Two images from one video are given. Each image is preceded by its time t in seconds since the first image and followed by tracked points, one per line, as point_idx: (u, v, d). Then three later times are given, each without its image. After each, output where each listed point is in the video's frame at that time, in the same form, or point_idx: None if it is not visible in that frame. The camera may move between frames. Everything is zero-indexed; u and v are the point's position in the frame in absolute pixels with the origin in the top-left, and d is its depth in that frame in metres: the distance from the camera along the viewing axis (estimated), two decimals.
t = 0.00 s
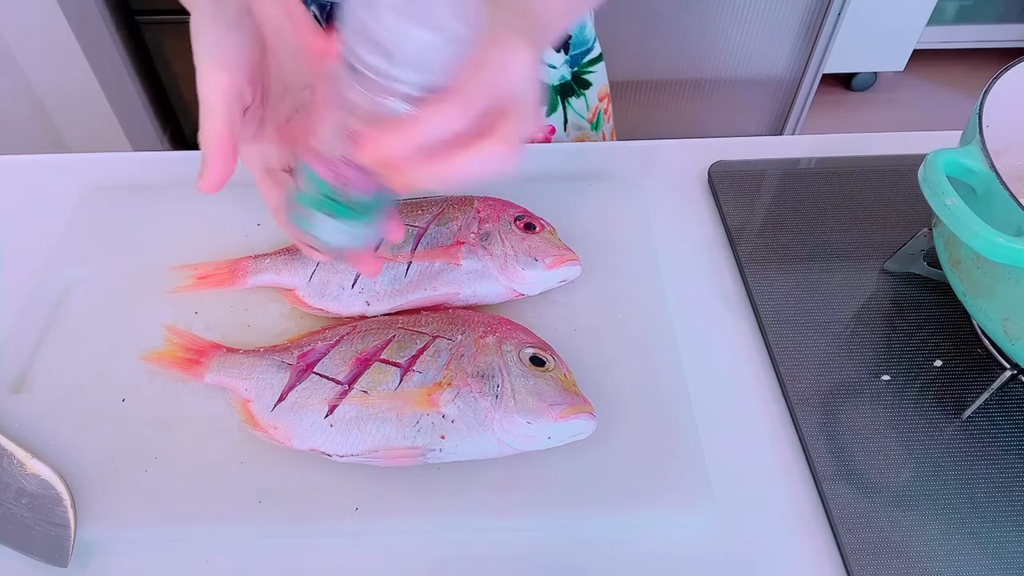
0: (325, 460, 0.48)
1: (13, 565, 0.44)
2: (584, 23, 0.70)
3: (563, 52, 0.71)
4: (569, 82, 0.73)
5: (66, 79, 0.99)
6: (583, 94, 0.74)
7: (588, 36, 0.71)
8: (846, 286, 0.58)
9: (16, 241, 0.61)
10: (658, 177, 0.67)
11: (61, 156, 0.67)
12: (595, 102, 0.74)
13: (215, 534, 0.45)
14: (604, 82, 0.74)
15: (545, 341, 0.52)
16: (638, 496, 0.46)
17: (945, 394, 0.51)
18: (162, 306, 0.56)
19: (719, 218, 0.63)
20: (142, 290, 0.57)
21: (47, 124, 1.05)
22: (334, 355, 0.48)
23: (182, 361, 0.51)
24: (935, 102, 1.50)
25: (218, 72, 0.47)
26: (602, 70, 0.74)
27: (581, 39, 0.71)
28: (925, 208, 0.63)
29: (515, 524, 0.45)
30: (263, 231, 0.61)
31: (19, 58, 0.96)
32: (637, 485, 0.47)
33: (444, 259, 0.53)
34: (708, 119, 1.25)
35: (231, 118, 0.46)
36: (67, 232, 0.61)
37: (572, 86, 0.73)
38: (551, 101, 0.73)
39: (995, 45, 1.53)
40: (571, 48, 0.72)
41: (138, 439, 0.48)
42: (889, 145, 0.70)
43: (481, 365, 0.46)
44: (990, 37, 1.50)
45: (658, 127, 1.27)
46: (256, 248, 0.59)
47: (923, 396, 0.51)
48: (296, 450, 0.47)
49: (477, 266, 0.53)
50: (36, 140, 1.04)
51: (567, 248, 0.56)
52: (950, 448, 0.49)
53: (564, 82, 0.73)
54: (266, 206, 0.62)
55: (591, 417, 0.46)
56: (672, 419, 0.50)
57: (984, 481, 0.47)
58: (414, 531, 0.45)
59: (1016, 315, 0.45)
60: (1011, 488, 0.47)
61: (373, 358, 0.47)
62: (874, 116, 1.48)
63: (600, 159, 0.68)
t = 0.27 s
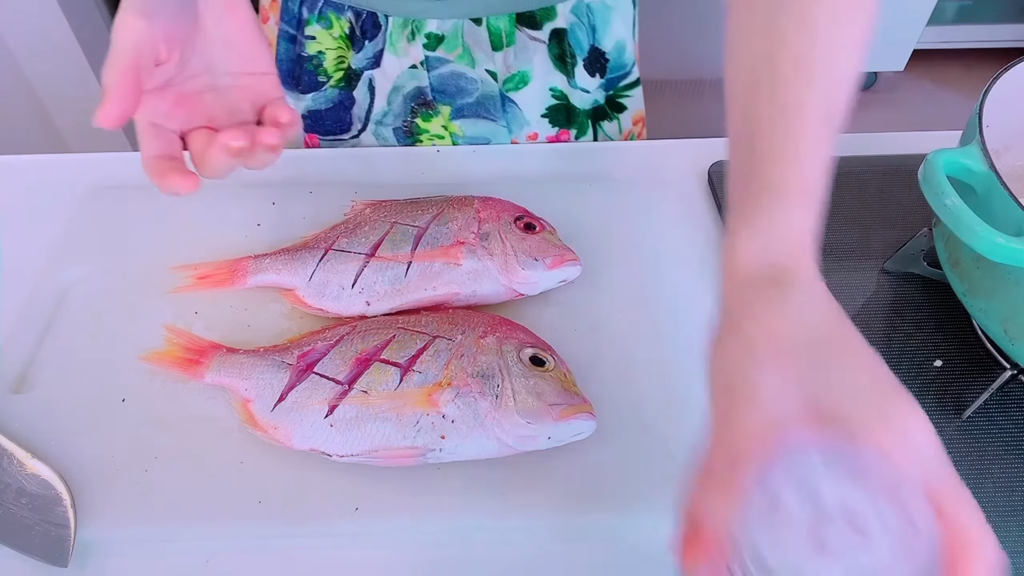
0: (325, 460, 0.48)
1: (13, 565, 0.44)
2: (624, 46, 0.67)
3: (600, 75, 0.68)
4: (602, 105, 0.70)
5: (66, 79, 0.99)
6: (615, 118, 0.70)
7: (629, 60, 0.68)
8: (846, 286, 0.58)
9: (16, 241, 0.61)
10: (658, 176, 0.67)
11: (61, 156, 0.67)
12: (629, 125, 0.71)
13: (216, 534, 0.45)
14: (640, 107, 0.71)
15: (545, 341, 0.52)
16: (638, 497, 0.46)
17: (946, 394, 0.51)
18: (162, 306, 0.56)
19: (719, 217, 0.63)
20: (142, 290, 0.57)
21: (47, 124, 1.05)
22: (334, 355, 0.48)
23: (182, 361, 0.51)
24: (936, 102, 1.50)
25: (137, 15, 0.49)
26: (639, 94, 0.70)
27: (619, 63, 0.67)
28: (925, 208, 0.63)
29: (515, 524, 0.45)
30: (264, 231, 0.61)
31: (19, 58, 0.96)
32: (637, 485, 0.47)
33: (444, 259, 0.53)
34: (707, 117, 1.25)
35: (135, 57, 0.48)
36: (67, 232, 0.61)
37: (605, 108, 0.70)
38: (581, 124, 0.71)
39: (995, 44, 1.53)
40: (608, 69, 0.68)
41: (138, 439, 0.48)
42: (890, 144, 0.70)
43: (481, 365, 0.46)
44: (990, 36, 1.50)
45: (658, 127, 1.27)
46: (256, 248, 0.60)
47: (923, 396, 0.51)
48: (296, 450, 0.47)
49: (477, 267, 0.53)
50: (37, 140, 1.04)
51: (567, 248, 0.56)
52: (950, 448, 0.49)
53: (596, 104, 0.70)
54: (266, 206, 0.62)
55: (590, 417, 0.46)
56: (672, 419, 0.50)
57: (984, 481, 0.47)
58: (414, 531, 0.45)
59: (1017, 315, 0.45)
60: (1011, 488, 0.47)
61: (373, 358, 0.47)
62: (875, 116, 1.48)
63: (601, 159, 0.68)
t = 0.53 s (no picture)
0: (325, 460, 0.48)
1: (13, 564, 0.44)
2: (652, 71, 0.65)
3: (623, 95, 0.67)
4: (622, 123, 0.70)
5: (66, 80, 0.99)
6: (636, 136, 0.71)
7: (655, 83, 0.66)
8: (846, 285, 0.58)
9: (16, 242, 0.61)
10: (658, 176, 0.67)
11: (61, 156, 0.67)
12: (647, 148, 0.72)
13: (216, 533, 0.45)
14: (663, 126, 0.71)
15: (545, 341, 0.52)
16: (638, 497, 0.46)
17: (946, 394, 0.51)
18: (162, 306, 0.56)
19: (719, 217, 0.63)
20: (142, 290, 0.57)
21: (48, 125, 1.05)
22: (334, 355, 0.48)
23: (182, 361, 0.51)
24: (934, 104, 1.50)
25: (134, 23, 0.49)
26: (664, 117, 0.70)
27: (646, 87, 0.66)
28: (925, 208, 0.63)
29: (515, 524, 0.45)
30: (264, 231, 0.61)
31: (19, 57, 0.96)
32: (637, 485, 0.47)
33: (444, 259, 0.53)
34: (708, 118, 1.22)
35: (129, 65, 0.47)
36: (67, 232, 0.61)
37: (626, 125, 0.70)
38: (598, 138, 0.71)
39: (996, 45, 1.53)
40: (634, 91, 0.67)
41: (138, 439, 0.48)
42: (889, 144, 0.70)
43: (481, 365, 0.46)
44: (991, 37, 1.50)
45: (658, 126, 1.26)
46: (255, 248, 0.60)
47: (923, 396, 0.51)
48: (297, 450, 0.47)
49: (477, 267, 0.53)
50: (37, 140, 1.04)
51: (567, 248, 0.56)
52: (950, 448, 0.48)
53: (615, 121, 0.69)
54: (266, 206, 0.62)
55: (590, 417, 0.46)
56: (672, 419, 0.50)
57: (984, 481, 0.47)
58: (414, 531, 0.45)
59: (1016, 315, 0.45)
60: (1011, 488, 0.47)
61: (373, 358, 0.47)
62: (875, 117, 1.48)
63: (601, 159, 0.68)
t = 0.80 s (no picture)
0: (324, 460, 0.48)
1: (13, 564, 0.44)
2: (669, 76, 0.66)
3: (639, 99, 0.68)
4: (635, 126, 0.70)
5: (66, 80, 0.99)
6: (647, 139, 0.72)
7: (671, 89, 0.67)
8: (846, 285, 0.58)
9: (16, 242, 0.61)
10: (658, 176, 0.67)
11: (61, 156, 0.67)
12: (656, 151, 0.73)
13: (215, 533, 0.45)
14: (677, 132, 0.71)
15: (545, 341, 0.52)
16: (638, 497, 0.46)
17: (945, 394, 0.51)
18: (162, 306, 0.56)
19: (719, 217, 0.63)
20: (142, 290, 0.57)
21: (48, 125, 1.05)
22: (334, 355, 0.48)
23: (182, 361, 0.51)
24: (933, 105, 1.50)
25: (166, 27, 0.49)
26: (677, 124, 0.70)
27: (662, 92, 0.67)
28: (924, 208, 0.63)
29: (514, 524, 0.45)
30: (263, 231, 0.61)
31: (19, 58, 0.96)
32: (637, 485, 0.47)
33: (444, 259, 0.53)
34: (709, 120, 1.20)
35: (163, 67, 0.48)
36: (68, 232, 0.61)
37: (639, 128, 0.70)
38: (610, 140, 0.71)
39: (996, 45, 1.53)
40: (649, 96, 0.67)
41: (138, 439, 0.48)
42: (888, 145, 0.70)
43: (481, 365, 0.46)
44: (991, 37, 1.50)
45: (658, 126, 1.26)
46: (255, 248, 0.60)
47: (923, 396, 0.51)
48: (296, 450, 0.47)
49: (477, 267, 0.53)
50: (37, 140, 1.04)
51: (567, 248, 0.56)
52: (950, 448, 0.48)
53: (629, 124, 0.69)
54: (266, 206, 0.62)
55: (591, 417, 0.46)
56: (673, 419, 0.50)
57: (985, 481, 0.47)
58: (414, 531, 0.45)
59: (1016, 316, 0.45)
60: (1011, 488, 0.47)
61: (373, 358, 0.47)
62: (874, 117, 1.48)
63: (600, 159, 0.68)
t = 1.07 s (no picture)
0: (324, 460, 0.48)
1: (12, 564, 0.44)
2: (675, 88, 0.65)
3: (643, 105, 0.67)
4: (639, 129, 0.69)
5: (67, 80, 0.99)
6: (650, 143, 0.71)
7: (677, 99, 0.66)
8: (846, 285, 0.58)
9: (16, 242, 0.61)
10: (658, 177, 0.67)
11: (61, 156, 0.67)
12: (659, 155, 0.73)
13: (215, 533, 0.45)
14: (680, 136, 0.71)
15: (545, 341, 0.52)
16: (638, 497, 0.46)
17: (945, 393, 0.51)
18: (163, 306, 0.56)
19: (719, 217, 0.63)
20: (142, 290, 0.57)
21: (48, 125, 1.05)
22: (334, 355, 0.48)
23: (182, 361, 0.51)
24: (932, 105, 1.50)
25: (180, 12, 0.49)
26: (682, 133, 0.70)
27: (667, 102, 0.66)
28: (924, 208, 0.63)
29: (514, 524, 0.45)
30: (264, 231, 0.61)
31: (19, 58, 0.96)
32: (637, 484, 0.47)
33: (444, 259, 0.53)
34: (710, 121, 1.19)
35: (176, 53, 0.48)
36: (68, 232, 0.61)
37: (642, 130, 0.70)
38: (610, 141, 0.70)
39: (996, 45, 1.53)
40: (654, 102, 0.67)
41: (138, 439, 0.48)
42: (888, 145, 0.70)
43: (481, 365, 0.46)
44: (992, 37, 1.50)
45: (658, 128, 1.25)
46: (255, 248, 0.60)
47: (923, 396, 0.51)
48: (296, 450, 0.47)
49: (477, 267, 0.53)
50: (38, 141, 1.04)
51: (568, 248, 0.56)
52: (950, 448, 0.48)
53: (632, 128, 0.69)
54: (266, 206, 0.62)
55: (591, 417, 0.46)
56: (673, 420, 0.50)
57: (985, 481, 0.47)
58: (414, 531, 0.45)
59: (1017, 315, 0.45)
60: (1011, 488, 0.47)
61: (373, 358, 0.47)
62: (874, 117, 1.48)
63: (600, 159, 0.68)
